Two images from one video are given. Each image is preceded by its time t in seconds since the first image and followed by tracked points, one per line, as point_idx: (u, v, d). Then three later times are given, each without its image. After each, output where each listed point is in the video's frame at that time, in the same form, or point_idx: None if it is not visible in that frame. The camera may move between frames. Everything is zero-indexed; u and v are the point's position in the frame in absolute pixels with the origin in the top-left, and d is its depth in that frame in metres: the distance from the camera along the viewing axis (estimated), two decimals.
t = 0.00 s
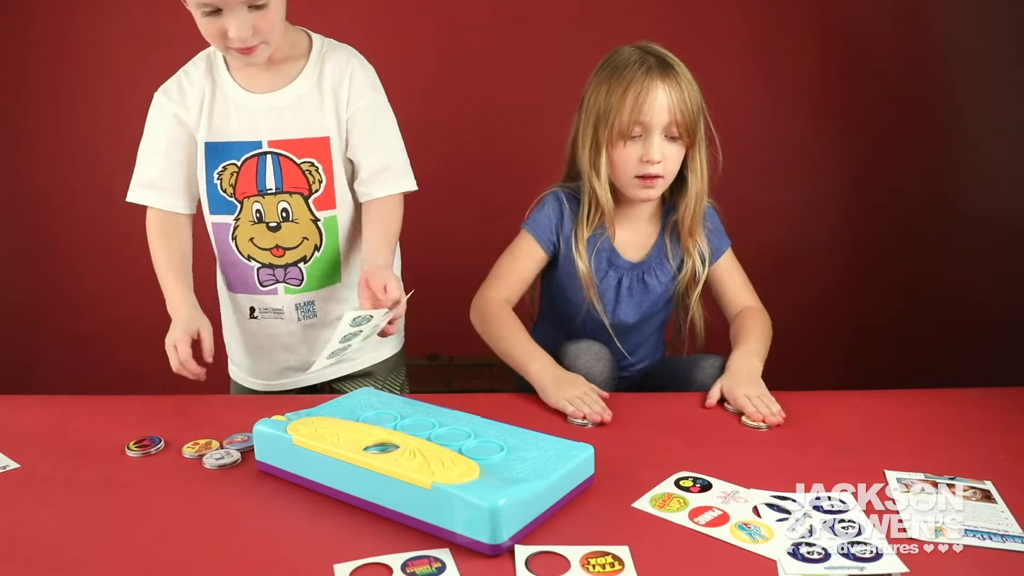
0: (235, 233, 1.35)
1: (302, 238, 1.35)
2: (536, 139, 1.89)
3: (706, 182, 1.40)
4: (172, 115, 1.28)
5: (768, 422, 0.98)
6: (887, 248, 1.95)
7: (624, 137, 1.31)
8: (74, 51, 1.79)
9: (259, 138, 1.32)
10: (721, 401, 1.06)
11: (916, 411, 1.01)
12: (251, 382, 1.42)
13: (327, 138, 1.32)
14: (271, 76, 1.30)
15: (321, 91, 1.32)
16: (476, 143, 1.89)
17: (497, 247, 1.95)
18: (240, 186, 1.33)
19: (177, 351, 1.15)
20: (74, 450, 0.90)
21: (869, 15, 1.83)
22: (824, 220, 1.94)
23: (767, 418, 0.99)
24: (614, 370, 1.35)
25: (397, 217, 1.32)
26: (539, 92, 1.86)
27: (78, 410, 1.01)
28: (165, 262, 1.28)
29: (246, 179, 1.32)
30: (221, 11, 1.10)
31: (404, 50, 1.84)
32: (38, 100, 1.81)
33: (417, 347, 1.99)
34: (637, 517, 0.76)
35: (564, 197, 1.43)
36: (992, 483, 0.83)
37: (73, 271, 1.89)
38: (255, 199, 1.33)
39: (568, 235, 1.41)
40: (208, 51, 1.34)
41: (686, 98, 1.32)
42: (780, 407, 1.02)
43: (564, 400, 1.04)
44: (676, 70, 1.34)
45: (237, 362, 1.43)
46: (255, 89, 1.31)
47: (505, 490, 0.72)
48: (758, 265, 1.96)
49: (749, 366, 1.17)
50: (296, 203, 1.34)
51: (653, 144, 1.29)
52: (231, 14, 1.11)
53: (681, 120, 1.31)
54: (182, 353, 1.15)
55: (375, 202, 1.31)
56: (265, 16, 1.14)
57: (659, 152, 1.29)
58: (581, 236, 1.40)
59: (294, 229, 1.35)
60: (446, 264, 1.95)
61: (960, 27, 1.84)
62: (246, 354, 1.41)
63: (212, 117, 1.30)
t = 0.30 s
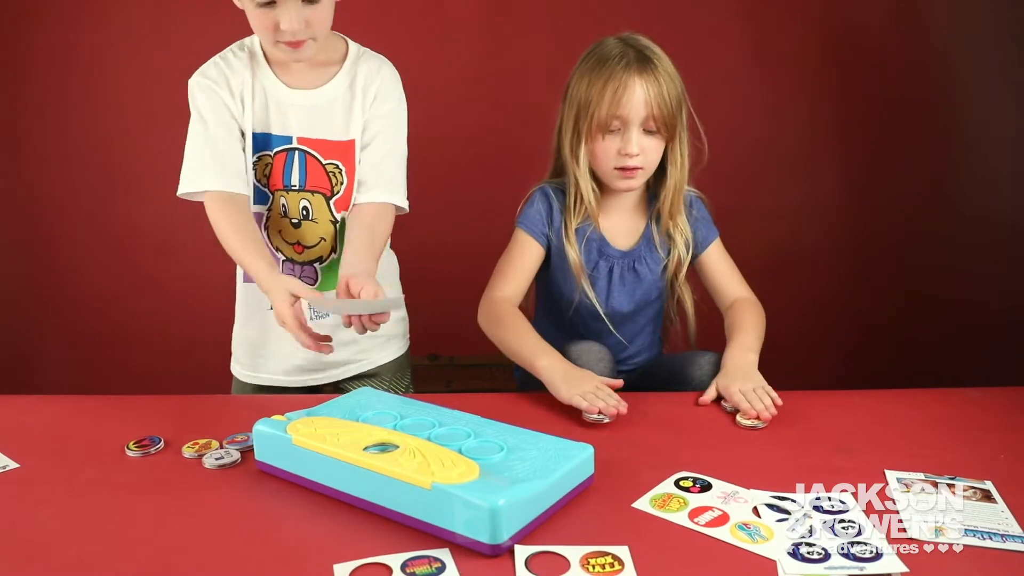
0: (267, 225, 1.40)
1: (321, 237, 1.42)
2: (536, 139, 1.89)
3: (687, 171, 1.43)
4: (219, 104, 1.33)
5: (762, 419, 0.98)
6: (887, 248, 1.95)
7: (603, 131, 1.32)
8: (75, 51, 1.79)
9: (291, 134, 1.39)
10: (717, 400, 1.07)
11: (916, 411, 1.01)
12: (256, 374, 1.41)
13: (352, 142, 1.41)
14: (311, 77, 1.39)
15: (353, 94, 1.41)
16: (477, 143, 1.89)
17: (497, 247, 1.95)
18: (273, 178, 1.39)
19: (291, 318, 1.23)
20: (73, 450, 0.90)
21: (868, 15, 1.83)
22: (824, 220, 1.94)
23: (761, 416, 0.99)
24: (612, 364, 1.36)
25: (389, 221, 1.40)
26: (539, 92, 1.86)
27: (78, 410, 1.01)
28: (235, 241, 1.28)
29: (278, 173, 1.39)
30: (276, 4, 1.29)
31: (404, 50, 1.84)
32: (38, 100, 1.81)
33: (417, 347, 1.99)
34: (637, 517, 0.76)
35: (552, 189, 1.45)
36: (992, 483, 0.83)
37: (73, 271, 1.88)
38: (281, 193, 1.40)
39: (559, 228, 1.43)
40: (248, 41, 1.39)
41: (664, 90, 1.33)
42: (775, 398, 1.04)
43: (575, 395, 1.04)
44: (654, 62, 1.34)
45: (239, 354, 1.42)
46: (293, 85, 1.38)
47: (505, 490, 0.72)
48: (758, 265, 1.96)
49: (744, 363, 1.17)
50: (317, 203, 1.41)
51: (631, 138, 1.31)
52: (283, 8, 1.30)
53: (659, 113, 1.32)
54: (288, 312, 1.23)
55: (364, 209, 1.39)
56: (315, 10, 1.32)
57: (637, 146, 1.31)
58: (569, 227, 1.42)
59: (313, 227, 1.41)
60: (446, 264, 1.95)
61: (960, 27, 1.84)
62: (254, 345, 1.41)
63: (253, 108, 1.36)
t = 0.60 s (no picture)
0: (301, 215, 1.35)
1: (357, 226, 1.37)
2: (536, 139, 1.89)
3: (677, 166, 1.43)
4: (250, 83, 1.25)
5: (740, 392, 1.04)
6: (887, 248, 1.95)
7: (582, 124, 1.37)
8: (76, 51, 1.79)
9: (328, 122, 1.34)
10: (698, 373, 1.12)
11: (916, 411, 1.01)
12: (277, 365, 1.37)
13: (385, 131, 1.37)
14: (347, 65, 1.35)
15: (388, 87, 1.37)
16: (477, 143, 1.89)
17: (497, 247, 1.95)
18: (307, 166, 1.34)
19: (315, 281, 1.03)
20: (74, 450, 0.90)
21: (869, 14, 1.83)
22: (824, 220, 1.94)
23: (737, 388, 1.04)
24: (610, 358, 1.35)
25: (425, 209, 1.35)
26: (539, 91, 1.86)
27: (78, 410, 1.01)
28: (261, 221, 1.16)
29: (313, 161, 1.34)
30: None
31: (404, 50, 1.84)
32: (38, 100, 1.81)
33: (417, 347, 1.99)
34: (638, 517, 0.76)
35: (544, 184, 1.48)
36: (992, 483, 0.83)
37: (73, 271, 1.88)
38: (316, 181, 1.34)
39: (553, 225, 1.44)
40: (279, 32, 1.35)
41: (640, 83, 1.36)
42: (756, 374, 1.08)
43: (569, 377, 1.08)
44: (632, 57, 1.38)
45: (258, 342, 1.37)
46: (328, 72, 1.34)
47: (505, 490, 0.72)
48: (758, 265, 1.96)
49: (728, 347, 1.17)
50: (354, 190, 1.36)
51: (609, 130, 1.35)
52: None
53: (634, 105, 1.35)
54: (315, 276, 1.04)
55: (399, 198, 1.35)
56: None
57: (614, 138, 1.34)
58: (563, 223, 1.43)
59: (350, 216, 1.36)
60: (446, 264, 1.95)
61: (960, 27, 1.84)
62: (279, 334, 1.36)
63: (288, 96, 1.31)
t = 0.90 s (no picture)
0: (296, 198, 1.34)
1: (355, 209, 1.35)
2: (536, 140, 1.89)
3: (673, 166, 1.42)
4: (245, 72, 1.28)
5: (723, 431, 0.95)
6: (887, 247, 1.95)
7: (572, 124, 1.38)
8: (75, 51, 1.79)
9: (328, 106, 1.33)
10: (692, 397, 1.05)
11: (917, 411, 1.01)
12: (277, 352, 1.37)
13: (388, 115, 1.35)
14: (348, 51, 1.35)
15: (392, 73, 1.36)
16: (477, 143, 1.89)
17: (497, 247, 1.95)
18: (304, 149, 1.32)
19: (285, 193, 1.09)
20: (74, 451, 0.90)
21: (868, 14, 1.83)
22: (824, 219, 1.94)
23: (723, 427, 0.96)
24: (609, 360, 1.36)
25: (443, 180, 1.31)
26: (540, 91, 1.86)
27: (77, 410, 1.01)
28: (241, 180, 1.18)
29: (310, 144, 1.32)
30: None
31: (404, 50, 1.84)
32: (37, 99, 1.80)
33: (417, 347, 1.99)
34: (638, 517, 0.76)
35: (546, 186, 1.49)
36: (992, 483, 0.83)
37: (73, 272, 1.88)
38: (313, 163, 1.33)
39: (554, 229, 1.45)
40: (285, 23, 1.37)
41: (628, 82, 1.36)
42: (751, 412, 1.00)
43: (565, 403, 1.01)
44: (623, 57, 1.38)
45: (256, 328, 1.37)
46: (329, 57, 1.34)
47: (505, 490, 0.72)
48: (759, 265, 1.96)
49: (730, 367, 1.17)
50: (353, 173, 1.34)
51: (593, 128, 1.35)
52: None
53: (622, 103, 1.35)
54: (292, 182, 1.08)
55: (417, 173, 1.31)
56: None
57: (598, 135, 1.34)
58: (564, 227, 1.44)
59: (346, 199, 1.34)
60: (446, 264, 1.95)
61: (960, 26, 1.84)
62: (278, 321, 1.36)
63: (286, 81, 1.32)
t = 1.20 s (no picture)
0: (290, 202, 1.36)
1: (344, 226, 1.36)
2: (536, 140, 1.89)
3: (673, 165, 1.42)
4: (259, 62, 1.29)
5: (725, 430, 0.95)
6: (888, 248, 1.95)
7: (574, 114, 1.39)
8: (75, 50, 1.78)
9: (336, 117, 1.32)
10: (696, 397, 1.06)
11: (916, 411, 1.01)
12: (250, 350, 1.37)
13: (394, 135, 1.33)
14: (372, 66, 1.33)
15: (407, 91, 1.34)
16: (477, 143, 1.89)
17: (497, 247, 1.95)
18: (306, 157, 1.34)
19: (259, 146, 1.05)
20: (74, 451, 0.90)
21: (870, 14, 1.83)
22: (825, 219, 1.94)
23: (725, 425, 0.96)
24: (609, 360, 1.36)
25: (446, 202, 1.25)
26: (541, 92, 1.86)
27: (78, 410, 1.01)
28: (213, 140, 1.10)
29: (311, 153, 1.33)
30: None
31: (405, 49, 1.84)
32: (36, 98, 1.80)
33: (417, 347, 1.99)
34: (639, 518, 0.76)
35: (551, 183, 1.50)
36: (992, 483, 0.83)
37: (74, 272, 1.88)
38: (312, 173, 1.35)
39: (557, 227, 1.45)
40: (318, 24, 1.37)
41: (631, 74, 1.37)
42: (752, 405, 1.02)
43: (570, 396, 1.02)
44: (628, 51, 1.39)
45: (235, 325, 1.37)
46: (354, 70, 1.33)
47: (505, 490, 0.72)
48: (759, 266, 1.95)
49: (727, 370, 1.17)
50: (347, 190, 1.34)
51: (592, 119, 1.36)
52: None
53: (622, 95, 1.36)
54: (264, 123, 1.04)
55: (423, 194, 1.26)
56: None
57: (595, 124, 1.35)
58: (566, 224, 1.44)
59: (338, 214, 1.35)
60: (446, 265, 1.95)
61: (961, 27, 1.84)
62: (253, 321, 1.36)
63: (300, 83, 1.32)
